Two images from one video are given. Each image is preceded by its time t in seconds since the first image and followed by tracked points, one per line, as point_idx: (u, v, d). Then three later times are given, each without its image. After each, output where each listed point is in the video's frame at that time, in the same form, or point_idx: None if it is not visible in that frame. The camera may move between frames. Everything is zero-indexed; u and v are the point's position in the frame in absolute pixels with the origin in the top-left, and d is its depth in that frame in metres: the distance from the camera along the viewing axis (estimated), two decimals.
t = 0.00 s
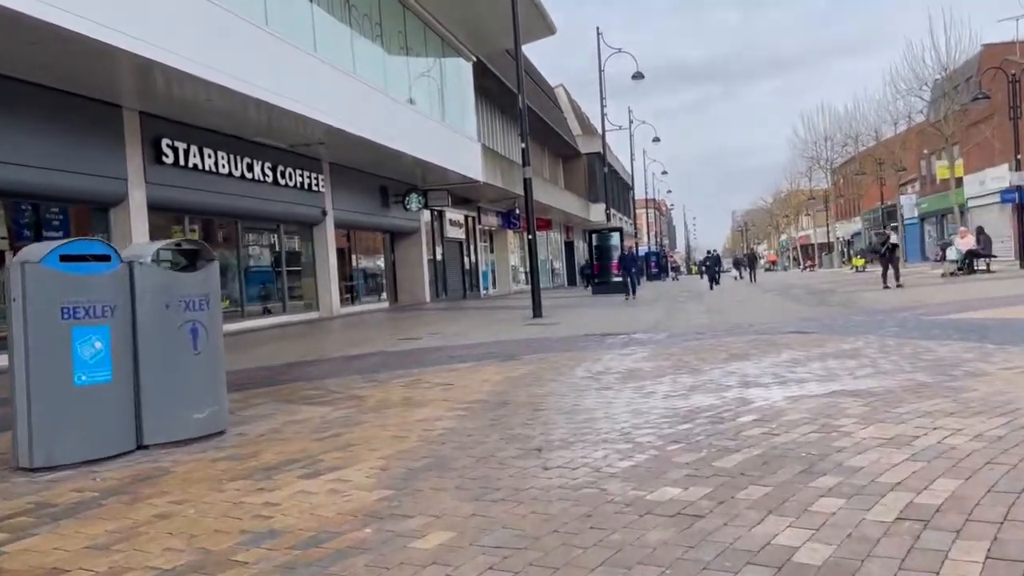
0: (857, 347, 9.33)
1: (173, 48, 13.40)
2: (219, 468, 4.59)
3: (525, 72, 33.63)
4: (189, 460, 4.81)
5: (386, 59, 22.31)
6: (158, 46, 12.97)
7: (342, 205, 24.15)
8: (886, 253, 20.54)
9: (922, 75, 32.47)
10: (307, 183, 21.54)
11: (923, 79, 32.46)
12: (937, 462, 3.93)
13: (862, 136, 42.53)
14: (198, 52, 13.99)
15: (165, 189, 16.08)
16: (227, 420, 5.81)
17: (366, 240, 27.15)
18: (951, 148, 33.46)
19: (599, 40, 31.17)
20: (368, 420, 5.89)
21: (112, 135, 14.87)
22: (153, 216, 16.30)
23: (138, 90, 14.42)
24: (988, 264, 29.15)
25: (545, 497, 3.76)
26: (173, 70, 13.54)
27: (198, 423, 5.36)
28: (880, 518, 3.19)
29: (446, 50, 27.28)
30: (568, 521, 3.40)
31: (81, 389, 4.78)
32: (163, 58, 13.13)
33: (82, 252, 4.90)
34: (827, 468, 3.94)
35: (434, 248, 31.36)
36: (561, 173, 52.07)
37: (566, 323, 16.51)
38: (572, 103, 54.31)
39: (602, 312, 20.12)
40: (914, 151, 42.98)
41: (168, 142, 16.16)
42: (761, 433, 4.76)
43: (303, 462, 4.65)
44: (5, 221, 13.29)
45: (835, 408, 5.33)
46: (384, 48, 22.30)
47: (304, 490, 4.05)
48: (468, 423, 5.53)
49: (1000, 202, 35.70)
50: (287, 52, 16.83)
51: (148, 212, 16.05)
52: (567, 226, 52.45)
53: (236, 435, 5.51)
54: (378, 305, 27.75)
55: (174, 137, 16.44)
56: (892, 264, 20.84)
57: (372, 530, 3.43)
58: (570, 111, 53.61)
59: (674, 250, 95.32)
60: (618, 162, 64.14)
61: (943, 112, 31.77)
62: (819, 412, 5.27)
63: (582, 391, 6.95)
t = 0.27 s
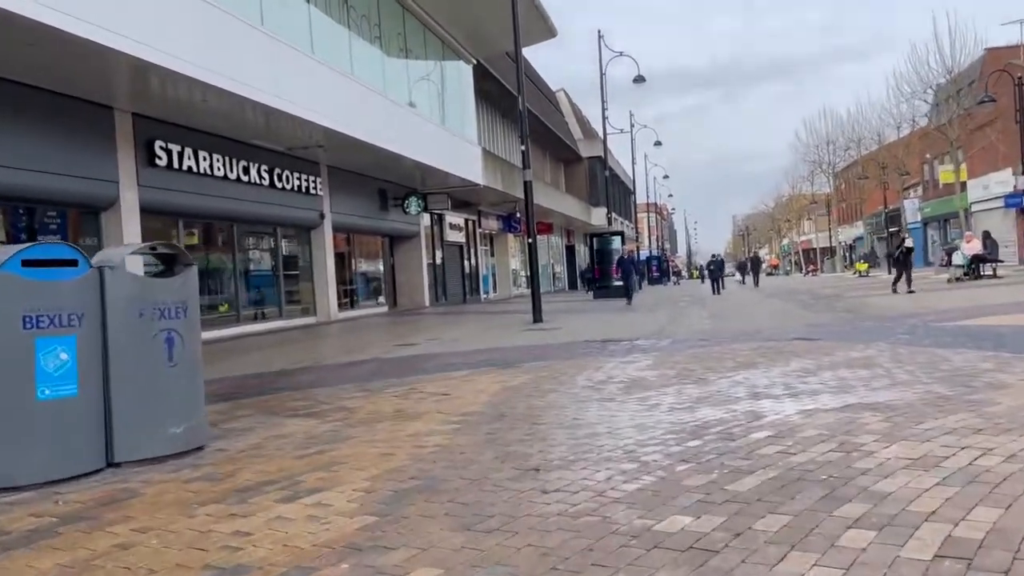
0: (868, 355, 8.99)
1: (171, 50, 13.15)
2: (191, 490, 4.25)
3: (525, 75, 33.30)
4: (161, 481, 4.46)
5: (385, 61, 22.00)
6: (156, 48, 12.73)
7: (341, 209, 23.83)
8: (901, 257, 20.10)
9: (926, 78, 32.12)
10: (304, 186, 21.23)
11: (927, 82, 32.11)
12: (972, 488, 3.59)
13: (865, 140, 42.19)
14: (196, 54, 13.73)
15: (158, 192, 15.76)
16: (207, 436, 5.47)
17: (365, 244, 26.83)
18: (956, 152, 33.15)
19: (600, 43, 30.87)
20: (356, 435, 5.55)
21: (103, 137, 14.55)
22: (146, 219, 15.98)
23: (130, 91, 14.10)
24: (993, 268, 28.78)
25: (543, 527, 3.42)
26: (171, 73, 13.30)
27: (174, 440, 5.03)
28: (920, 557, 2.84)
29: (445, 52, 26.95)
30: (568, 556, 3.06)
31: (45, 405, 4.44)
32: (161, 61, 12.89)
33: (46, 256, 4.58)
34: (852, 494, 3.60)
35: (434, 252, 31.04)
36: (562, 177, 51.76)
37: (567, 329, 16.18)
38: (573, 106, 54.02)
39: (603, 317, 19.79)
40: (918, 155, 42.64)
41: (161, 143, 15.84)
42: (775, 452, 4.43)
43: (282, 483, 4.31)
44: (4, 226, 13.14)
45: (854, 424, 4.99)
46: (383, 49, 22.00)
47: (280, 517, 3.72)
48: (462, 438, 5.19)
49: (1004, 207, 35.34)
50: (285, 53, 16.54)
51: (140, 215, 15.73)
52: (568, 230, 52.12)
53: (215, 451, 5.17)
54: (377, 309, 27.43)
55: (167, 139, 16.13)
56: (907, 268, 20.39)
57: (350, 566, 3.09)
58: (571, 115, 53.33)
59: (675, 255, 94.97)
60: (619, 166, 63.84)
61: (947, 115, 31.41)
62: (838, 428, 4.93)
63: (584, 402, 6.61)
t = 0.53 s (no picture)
0: (877, 362, 8.64)
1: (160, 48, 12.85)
2: (151, 514, 3.88)
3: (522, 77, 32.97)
4: (119, 503, 4.09)
5: (379, 61, 21.66)
6: (145, 45, 12.42)
7: (335, 212, 23.48)
8: (914, 260, 19.66)
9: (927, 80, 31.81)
10: (297, 188, 20.88)
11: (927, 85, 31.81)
12: (1011, 513, 3.23)
13: (865, 143, 41.91)
14: (185, 52, 13.42)
15: (145, 193, 15.41)
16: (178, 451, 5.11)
17: (360, 247, 26.47)
18: (958, 155, 32.86)
19: (598, 44, 30.56)
20: (337, 449, 5.18)
21: (88, 137, 14.19)
22: (132, 221, 15.62)
23: (116, 90, 13.75)
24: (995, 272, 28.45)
25: (536, 556, 3.07)
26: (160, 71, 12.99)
27: (139, 454, 4.68)
28: None
29: (442, 53, 26.61)
30: None
31: None
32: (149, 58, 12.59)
33: None
34: (878, 520, 3.24)
35: (430, 256, 30.69)
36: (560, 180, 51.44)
37: (565, 333, 15.80)
38: (571, 109, 53.73)
39: (601, 321, 19.43)
40: (917, 158, 42.40)
41: (148, 144, 15.50)
42: (788, 471, 4.07)
43: (251, 504, 3.94)
44: None
45: (872, 438, 4.63)
46: (378, 49, 21.67)
47: (244, 545, 3.35)
48: (450, 454, 4.83)
49: (1006, 210, 35.02)
50: (277, 52, 16.22)
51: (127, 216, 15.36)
52: (566, 234, 51.82)
53: (184, 468, 4.79)
54: (372, 313, 27.07)
55: (155, 139, 15.79)
56: (918, 271, 19.95)
57: None
58: (569, 118, 53.04)
59: (673, 259, 94.65)
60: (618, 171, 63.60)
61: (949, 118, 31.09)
62: (856, 442, 4.57)
63: (581, 412, 6.26)
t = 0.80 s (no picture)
0: (884, 370, 8.31)
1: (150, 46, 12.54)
2: (107, 542, 3.53)
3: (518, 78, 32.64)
4: (72, 529, 3.74)
5: (373, 61, 21.31)
6: (134, 44, 12.11)
7: (328, 213, 23.12)
8: (923, 262, 19.23)
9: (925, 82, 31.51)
10: (289, 189, 20.52)
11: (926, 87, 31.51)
12: None
13: (862, 146, 41.63)
14: (175, 51, 13.10)
15: (131, 194, 15.05)
16: (145, 468, 4.76)
17: (354, 250, 26.11)
18: (956, 158, 32.55)
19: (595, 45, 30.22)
20: (316, 465, 4.84)
21: (72, 136, 13.83)
22: (118, 223, 15.26)
23: (101, 88, 13.39)
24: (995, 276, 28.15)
25: None
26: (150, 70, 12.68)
27: (100, 474, 4.33)
28: None
29: (437, 53, 26.25)
30: None
31: None
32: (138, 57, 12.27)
33: None
34: (908, 555, 2.91)
35: (424, 258, 30.33)
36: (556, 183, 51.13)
37: (560, 338, 15.43)
38: (567, 111, 53.43)
39: (597, 326, 19.08)
40: (915, 161, 42.14)
41: (134, 143, 15.14)
42: (803, 494, 3.73)
43: (217, 531, 3.60)
44: None
45: (890, 456, 4.30)
46: (371, 49, 21.32)
47: None
48: (436, 472, 4.49)
49: (1004, 214, 34.75)
50: (268, 51, 15.86)
51: (112, 218, 15.00)
52: (562, 237, 51.50)
53: (150, 487, 4.45)
54: (366, 316, 26.70)
55: (142, 139, 15.43)
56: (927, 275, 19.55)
57: None
58: (565, 120, 52.74)
59: (669, 262, 94.32)
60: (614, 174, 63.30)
61: (948, 121, 30.79)
62: (874, 460, 4.24)
63: (578, 424, 5.92)
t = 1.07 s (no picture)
0: (886, 377, 7.98)
1: (129, 41, 12.13)
2: None
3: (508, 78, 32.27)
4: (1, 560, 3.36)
5: (360, 59, 20.91)
6: (112, 38, 11.69)
7: (313, 214, 22.70)
8: (927, 263, 18.89)
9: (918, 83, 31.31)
10: (273, 189, 20.09)
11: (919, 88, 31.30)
12: None
13: (854, 147, 41.45)
14: (155, 45, 12.68)
15: (108, 192, 14.61)
16: (94, 487, 4.38)
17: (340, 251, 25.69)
18: (949, 160, 32.40)
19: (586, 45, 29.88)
20: (281, 483, 4.46)
21: (45, 132, 13.39)
22: (94, 222, 14.82)
23: (76, 83, 12.95)
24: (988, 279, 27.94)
25: None
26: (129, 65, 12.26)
27: (39, 496, 3.95)
28: None
29: (425, 51, 25.85)
30: None
31: None
32: (116, 51, 11.84)
33: None
34: None
35: (413, 260, 29.92)
36: (546, 184, 50.79)
37: (550, 341, 15.06)
38: (558, 112, 53.12)
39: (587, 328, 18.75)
40: (906, 163, 41.99)
41: (111, 140, 14.71)
42: (811, 520, 3.38)
43: (161, 563, 3.22)
44: None
45: (904, 473, 3.95)
46: (357, 46, 20.91)
47: None
48: (410, 492, 4.12)
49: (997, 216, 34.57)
50: (251, 46, 15.41)
51: (88, 217, 14.56)
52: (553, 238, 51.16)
53: (97, 509, 4.07)
54: (353, 319, 26.28)
55: (119, 135, 14.99)
56: (931, 275, 19.19)
57: None
58: (556, 121, 52.43)
59: (660, 263, 94.07)
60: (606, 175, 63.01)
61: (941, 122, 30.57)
62: (886, 480, 3.89)
63: (565, 436, 5.57)
